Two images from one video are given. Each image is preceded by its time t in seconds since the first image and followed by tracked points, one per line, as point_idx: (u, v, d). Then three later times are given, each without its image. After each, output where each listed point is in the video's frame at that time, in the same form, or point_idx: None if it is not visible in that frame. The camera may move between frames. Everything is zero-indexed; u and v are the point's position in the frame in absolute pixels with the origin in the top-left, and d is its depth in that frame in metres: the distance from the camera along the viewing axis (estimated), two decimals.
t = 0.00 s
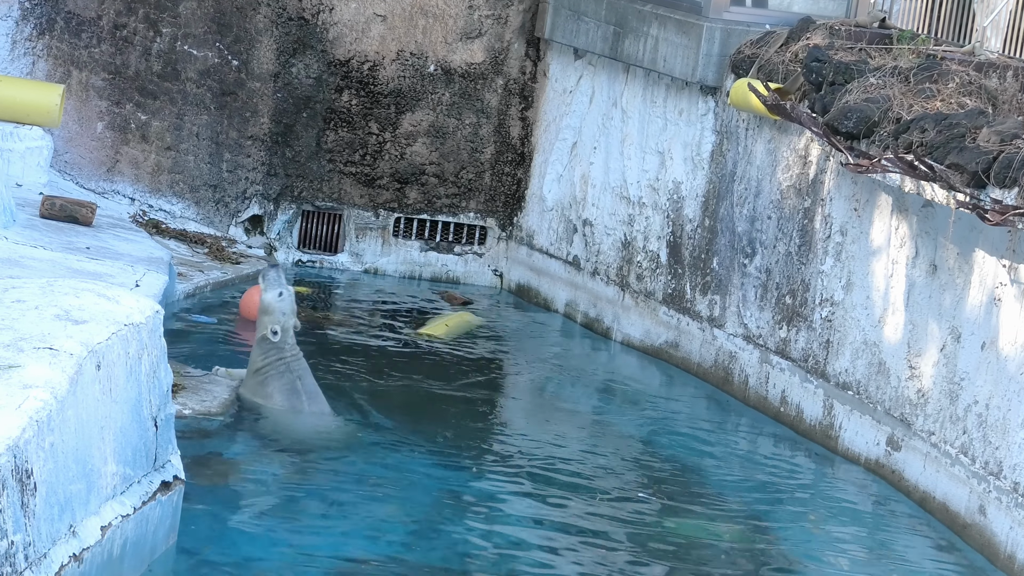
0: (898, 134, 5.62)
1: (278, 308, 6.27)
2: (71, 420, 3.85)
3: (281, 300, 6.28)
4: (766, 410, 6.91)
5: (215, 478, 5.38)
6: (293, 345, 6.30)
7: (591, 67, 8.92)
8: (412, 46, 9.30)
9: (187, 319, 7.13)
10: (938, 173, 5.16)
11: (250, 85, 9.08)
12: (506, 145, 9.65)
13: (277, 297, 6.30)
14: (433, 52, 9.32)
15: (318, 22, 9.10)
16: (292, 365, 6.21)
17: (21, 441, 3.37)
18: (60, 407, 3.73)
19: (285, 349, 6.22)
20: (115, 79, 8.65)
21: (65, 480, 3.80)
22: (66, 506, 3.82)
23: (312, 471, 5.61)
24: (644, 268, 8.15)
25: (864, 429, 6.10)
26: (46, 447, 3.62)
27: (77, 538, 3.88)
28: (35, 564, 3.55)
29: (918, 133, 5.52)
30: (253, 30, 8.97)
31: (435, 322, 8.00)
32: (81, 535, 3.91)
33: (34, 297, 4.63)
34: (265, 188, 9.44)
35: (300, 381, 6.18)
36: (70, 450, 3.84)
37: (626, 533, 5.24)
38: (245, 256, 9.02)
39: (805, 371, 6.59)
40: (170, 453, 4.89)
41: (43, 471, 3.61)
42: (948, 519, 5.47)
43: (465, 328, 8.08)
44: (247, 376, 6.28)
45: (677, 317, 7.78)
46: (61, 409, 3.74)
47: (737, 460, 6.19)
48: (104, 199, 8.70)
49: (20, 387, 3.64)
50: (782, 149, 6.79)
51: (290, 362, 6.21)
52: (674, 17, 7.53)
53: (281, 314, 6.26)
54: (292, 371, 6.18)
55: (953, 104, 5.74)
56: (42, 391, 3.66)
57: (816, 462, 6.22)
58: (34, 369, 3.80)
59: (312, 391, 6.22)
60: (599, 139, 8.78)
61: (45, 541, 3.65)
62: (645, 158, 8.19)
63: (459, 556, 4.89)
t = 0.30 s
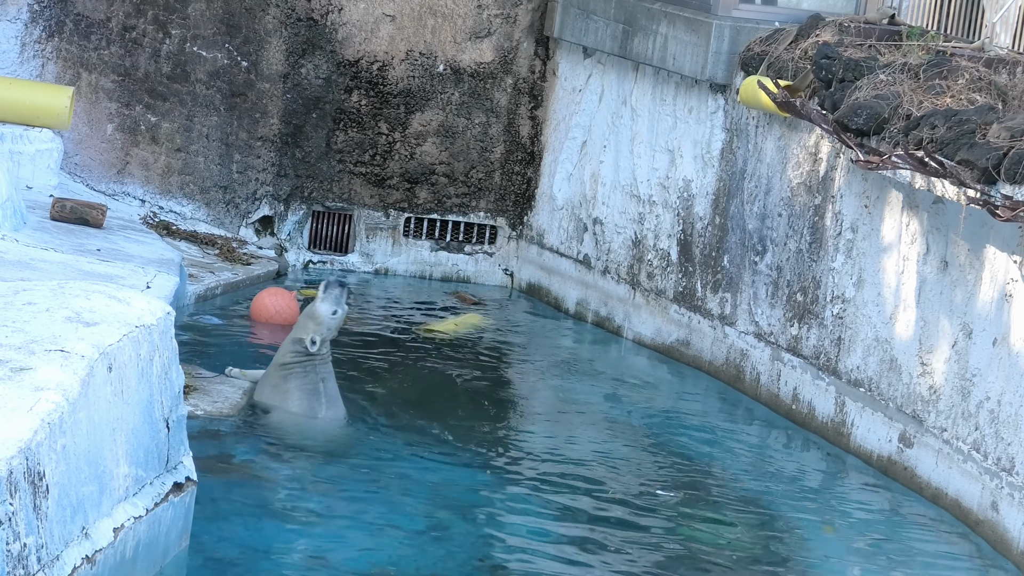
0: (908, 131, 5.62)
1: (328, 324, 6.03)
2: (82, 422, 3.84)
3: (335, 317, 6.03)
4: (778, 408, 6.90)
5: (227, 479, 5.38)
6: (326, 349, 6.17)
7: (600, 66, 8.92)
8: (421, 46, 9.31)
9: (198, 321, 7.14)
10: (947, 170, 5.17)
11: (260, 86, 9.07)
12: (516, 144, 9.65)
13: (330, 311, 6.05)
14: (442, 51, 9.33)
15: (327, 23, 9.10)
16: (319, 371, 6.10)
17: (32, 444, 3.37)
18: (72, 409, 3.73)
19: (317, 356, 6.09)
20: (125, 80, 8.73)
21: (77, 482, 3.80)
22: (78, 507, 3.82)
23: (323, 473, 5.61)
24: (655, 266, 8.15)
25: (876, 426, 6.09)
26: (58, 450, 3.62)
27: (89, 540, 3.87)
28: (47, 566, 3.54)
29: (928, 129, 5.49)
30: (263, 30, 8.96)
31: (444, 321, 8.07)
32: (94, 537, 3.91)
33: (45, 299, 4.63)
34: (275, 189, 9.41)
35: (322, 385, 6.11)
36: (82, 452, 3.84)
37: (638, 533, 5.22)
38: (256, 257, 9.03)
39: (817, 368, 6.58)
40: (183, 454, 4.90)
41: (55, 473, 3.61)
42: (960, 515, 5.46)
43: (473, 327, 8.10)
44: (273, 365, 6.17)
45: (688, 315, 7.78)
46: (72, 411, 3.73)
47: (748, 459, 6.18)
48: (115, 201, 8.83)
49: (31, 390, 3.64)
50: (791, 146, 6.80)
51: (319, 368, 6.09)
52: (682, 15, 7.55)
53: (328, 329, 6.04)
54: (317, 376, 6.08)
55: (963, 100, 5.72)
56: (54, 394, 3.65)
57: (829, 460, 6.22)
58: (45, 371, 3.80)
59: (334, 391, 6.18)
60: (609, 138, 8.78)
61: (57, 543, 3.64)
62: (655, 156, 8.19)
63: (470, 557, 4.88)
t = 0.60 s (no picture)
0: (917, 127, 5.62)
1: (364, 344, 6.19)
2: (93, 423, 3.84)
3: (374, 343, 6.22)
4: (789, 405, 6.90)
5: (238, 480, 5.38)
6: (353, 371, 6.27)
7: (609, 64, 8.91)
8: (430, 46, 9.31)
9: (208, 322, 7.15)
10: (957, 166, 5.16)
11: (269, 86, 9.09)
12: (525, 143, 9.65)
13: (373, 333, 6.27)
14: (450, 51, 9.34)
15: (335, 23, 9.10)
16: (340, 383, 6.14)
17: (44, 445, 3.36)
18: (83, 410, 3.72)
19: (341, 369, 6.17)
20: (133, 82, 8.76)
21: (89, 484, 3.79)
22: (90, 509, 3.82)
23: (334, 473, 5.60)
24: (665, 264, 8.15)
25: (888, 422, 6.09)
26: (69, 451, 3.61)
27: (101, 542, 3.87)
28: (59, 567, 3.53)
29: (937, 125, 5.51)
30: (271, 31, 8.97)
31: (455, 321, 8.10)
32: (105, 539, 3.90)
33: (55, 301, 4.63)
34: (285, 189, 9.43)
35: (337, 398, 6.12)
36: (93, 453, 3.83)
37: (648, 531, 5.21)
38: (265, 257, 9.05)
39: (828, 365, 6.58)
40: (194, 455, 4.90)
41: (67, 475, 3.60)
42: (972, 511, 5.46)
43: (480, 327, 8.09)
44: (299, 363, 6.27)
45: (698, 313, 7.78)
46: (83, 413, 3.73)
47: (759, 456, 6.17)
48: (124, 202, 8.87)
49: (42, 392, 3.63)
50: (801, 143, 6.79)
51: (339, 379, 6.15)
52: (691, 12, 7.55)
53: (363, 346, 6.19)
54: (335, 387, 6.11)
55: (971, 96, 5.71)
56: (65, 395, 3.65)
57: (840, 457, 6.22)
58: (56, 373, 3.79)
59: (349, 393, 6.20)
60: (617, 136, 8.78)
61: (69, 545, 3.63)
62: (664, 154, 8.18)
63: (482, 556, 4.87)
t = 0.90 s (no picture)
0: (923, 124, 5.62)
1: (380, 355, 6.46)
2: (100, 423, 3.84)
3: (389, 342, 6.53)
4: (795, 402, 6.91)
5: (244, 479, 5.38)
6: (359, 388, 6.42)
7: (615, 62, 8.91)
8: (436, 44, 9.34)
9: (214, 321, 7.14)
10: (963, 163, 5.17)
11: (274, 85, 9.10)
12: (531, 141, 9.66)
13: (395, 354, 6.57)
14: (456, 49, 9.36)
15: (342, 22, 9.12)
16: (344, 382, 6.29)
17: (50, 446, 3.35)
18: (89, 410, 3.72)
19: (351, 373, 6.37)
20: (139, 81, 8.75)
21: (95, 484, 3.79)
22: (96, 509, 3.81)
23: (340, 472, 5.60)
24: (671, 262, 8.16)
25: (894, 419, 6.09)
26: (76, 451, 3.61)
27: (108, 541, 3.87)
28: (66, 568, 3.52)
29: (943, 122, 5.49)
30: (276, 30, 8.98)
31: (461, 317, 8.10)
32: (112, 539, 3.90)
33: (62, 301, 4.63)
34: (291, 188, 9.43)
35: (334, 398, 6.22)
36: (99, 453, 3.83)
37: (654, 529, 5.21)
38: (271, 256, 9.05)
39: (834, 362, 6.59)
40: (201, 455, 4.90)
41: (74, 475, 3.59)
42: (978, 508, 5.46)
43: (485, 326, 8.07)
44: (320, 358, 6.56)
45: (705, 311, 7.79)
46: (90, 413, 3.72)
47: (766, 454, 6.17)
48: (130, 202, 8.87)
49: (49, 392, 3.62)
50: (807, 140, 6.79)
51: (345, 377, 6.32)
52: (696, 10, 7.56)
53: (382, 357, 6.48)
54: (338, 384, 6.26)
55: (977, 94, 5.71)
56: (71, 395, 3.64)
57: (847, 454, 6.23)
58: (63, 373, 3.79)
59: (351, 400, 6.30)
60: (623, 134, 8.78)
61: (76, 545, 3.63)
62: (670, 152, 8.19)
63: (488, 554, 4.87)
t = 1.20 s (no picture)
0: (924, 122, 5.63)
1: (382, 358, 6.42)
2: (101, 420, 3.83)
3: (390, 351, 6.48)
4: (796, 400, 6.91)
5: (245, 477, 5.37)
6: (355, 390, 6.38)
7: (616, 59, 8.92)
8: (437, 41, 9.38)
9: (216, 318, 7.14)
10: (964, 160, 5.17)
11: (276, 82, 9.12)
12: (532, 138, 9.68)
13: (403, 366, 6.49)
14: (458, 46, 9.40)
15: (343, 19, 9.18)
16: (340, 374, 6.31)
17: (51, 442, 3.34)
18: (90, 407, 3.72)
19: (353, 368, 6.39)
20: (141, 78, 8.72)
21: (96, 481, 3.79)
22: (97, 506, 3.81)
23: (341, 469, 5.59)
24: (672, 259, 8.17)
25: (895, 417, 6.10)
26: (76, 448, 3.60)
27: (109, 538, 3.86)
28: (67, 564, 3.52)
29: (944, 120, 5.49)
30: (278, 27, 9.02)
31: (459, 314, 8.13)
32: (113, 536, 3.89)
33: (63, 298, 4.62)
34: (293, 184, 9.45)
35: (323, 389, 6.21)
36: (101, 450, 3.82)
37: (655, 526, 5.21)
38: (272, 254, 9.04)
39: (835, 359, 6.59)
40: (202, 452, 4.90)
41: (74, 471, 3.58)
42: (979, 506, 5.47)
43: (484, 323, 8.07)
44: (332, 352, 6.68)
45: (706, 308, 7.79)
46: (91, 410, 3.72)
47: (767, 451, 6.17)
48: (132, 199, 8.81)
49: (50, 389, 3.62)
50: (808, 137, 6.80)
51: (342, 368, 6.36)
52: (698, 8, 7.57)
53: (384, 358, 6.46)
54: (332, 374, 6.27)
55: (978, 91, 5.69)
56: (72, 392, 3.64)
57: (848, 451, 6.23)
58: (64, 370, 3.79)
59: (343, 395, 6.26)
60: (625, 131, 8.79)
61: (76, 542, 3.62)
62: (671, 150, 8.19)
63: (489, 552, 4.86)
